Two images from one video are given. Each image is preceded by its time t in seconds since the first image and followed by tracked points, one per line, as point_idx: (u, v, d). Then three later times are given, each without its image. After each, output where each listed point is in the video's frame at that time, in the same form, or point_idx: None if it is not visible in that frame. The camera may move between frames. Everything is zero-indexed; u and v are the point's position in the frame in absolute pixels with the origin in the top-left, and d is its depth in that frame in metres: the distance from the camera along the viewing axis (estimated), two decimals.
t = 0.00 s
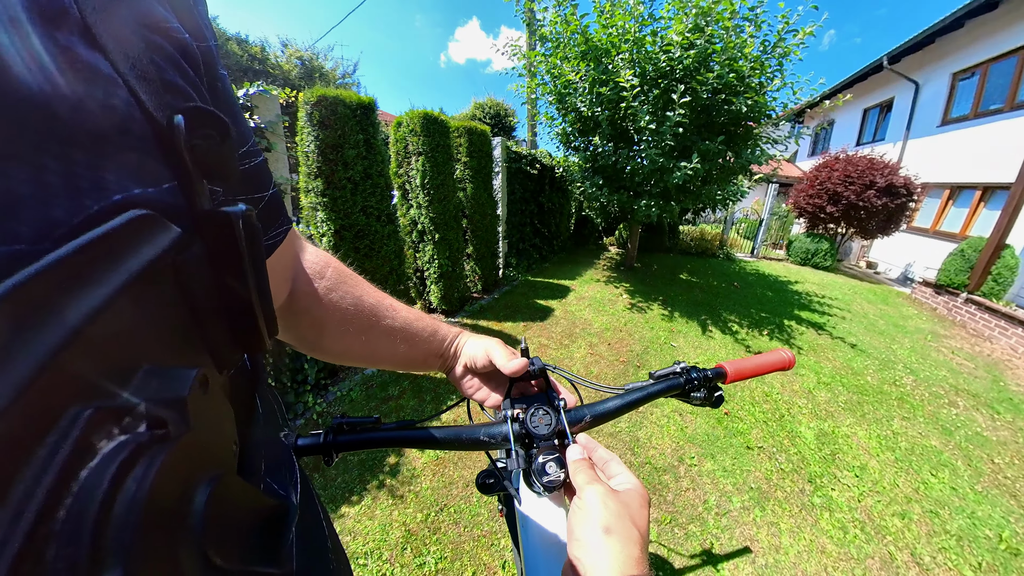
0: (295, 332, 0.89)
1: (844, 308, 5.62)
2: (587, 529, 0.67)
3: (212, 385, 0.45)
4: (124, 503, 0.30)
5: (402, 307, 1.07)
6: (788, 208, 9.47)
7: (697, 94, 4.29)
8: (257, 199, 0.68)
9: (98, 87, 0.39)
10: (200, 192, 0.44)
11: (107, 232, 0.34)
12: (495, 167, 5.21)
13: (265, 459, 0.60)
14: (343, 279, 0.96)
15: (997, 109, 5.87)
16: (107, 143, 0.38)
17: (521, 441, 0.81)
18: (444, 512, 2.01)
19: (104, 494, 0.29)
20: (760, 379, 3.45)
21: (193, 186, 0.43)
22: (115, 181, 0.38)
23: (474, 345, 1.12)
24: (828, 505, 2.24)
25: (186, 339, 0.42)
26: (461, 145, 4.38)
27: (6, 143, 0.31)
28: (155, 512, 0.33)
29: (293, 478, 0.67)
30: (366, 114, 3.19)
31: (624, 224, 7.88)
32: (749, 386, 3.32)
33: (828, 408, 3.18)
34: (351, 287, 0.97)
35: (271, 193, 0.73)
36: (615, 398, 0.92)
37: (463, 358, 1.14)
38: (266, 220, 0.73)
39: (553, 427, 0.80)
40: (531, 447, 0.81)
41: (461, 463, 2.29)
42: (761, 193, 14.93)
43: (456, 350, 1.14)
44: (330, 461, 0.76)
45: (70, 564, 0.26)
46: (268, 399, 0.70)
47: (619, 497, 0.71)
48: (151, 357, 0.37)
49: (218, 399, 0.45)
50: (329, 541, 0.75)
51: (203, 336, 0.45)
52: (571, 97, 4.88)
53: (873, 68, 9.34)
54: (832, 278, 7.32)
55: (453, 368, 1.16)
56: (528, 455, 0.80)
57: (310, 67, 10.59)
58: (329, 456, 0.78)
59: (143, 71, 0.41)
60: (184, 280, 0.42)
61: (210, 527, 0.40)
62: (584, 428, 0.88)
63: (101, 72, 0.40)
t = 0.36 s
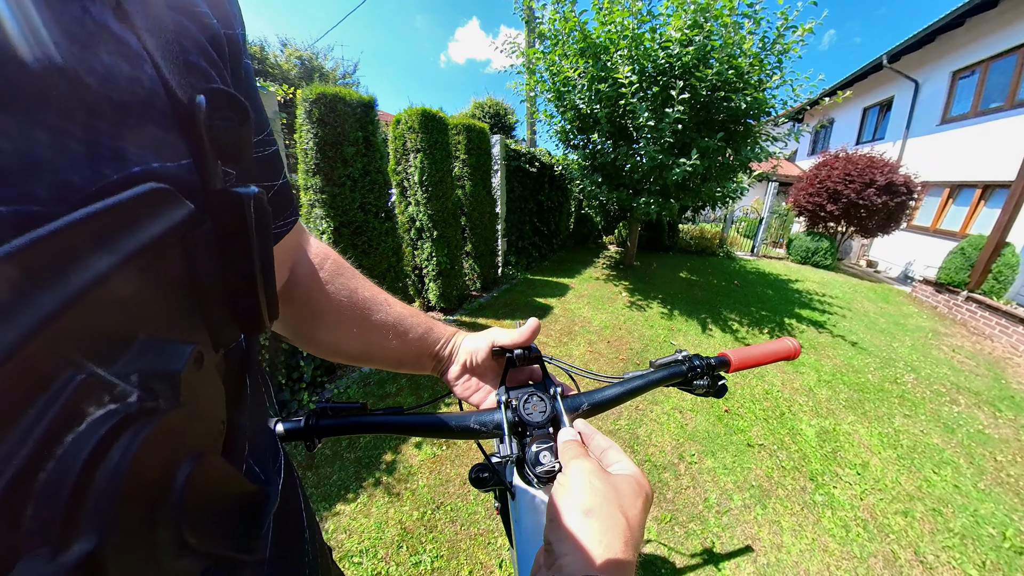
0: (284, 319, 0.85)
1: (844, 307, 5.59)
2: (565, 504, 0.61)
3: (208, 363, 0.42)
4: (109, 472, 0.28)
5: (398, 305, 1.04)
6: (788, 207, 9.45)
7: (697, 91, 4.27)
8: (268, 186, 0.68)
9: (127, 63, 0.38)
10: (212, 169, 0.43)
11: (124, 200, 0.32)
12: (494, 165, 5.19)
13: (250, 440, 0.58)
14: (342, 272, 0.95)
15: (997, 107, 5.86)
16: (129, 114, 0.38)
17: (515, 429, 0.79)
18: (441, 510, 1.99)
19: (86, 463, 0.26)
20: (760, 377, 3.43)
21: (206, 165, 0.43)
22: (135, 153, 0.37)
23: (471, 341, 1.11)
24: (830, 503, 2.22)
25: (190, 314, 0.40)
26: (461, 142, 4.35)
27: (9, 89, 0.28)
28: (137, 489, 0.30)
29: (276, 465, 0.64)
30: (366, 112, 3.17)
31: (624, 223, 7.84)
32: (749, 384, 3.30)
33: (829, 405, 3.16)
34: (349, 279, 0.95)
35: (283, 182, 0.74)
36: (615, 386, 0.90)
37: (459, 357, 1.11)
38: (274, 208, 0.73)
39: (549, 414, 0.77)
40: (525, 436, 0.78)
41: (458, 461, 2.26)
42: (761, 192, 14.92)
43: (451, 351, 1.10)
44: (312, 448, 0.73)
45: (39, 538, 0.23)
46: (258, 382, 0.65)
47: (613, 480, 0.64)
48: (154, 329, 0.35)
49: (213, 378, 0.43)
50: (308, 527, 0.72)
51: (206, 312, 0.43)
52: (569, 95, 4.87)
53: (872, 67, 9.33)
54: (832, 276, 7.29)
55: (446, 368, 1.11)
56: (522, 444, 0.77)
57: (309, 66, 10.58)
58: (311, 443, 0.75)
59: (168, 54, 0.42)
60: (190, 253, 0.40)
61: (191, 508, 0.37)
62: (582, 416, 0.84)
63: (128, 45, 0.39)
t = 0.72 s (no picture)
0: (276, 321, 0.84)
1: (845, 306, 5.58)
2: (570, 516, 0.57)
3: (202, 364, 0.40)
4: (92, 475, 0.25)
5: (391, 306, 1.02)
6: (788, 207, 9.43)
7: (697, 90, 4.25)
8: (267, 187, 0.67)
9: (129, 57, 0.37)
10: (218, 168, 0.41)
11: (125, 195, 0.30)
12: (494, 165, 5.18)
13: (243, 439, 0.57)
14: (336, 272, 0.93)
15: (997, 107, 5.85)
16: (134, 110, 0.36)
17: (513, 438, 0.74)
18: (440, 513, 1.97)
19: (72, 461, 0.24)
20: (761, 377, 3.41)
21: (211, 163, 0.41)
22: (140, 148, 0.35)
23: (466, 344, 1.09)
24: (833, 504, 2.20)
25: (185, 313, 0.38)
26: (460, 141, 4.32)
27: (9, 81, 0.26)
28: (124, 488, 0.27)
29: (269, 468, 0.63)
30: (365, 111, 3.16)
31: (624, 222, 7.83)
32: (750, 384, 3.28)
33: (831, 406, 3.14)
34: (343, 280, 0.94)
35: (283, 185, 0.72)
36: (618, 388, 0.88)
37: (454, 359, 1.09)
38: (273, 210, 0.71)
39: (549, 419, 0.73)
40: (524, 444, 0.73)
41: (458, 462, 2.24)
42: (761, 192, 14.92)
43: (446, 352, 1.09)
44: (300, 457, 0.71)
45: (18, 536, 0.21)
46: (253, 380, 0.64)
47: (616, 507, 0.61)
48: (148, 326, 0.33)
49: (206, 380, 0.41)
50: (302, 528, 0.70)
51: (202, 308, 0.41)
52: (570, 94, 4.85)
53: (872, 66, 9.32)
54: (832, 276, 7.28)
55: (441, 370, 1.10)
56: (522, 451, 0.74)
57: (308, 66, 10.57)
58: (300, 453, 0.73)
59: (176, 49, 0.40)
60: (192, 251, 0.38)
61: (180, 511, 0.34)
62: (583, 420, 0.82)
63: (133, 42, 0.37)
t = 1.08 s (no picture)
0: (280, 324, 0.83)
1: (845, 307, 5.57)
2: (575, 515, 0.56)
3: (199, 365, 0.40)
4: (88, 475, 0.24)
5: (395, 309, 1.02)
6: (788, 207, 9.42)
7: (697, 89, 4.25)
8: (271, 193, 0.67)
9: (133, 60, 0.36)
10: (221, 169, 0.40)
11: (121, 195, 0.29)
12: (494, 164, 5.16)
13: (240, 440, 0.56)
14: (340, 275, 0.93)
15: (997, 106, 5.85)
16: (136, 110, 0.36)
17: (510, 441, 0.73)
18: (439, 514, 1.96)
19: (69, 458, 0.23)
20: (762, 377, 3.41)
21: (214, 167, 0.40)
22: (142, 148, 0.35)
23: (462, 345, 1.08)
24: (834, 505, 2.19)
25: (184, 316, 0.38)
26: (460, 140, 4.30)
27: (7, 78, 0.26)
28: (124, 490, 0.26)
29: (266, 472, 0.62)
30: (366, 111, 3.15)
31: (624, 222, 7.83)
32: (751, 384, 3.28)
33: (831, 406, 3.13)
34: (348, 283, 0.94)
35: (287, 189, 0.72)
36: (618, 389, 0.86)
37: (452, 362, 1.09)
38: (277, 214, 0.71)
39: (547, 421, 0.72)
40: (521, 446, 0.72)
41: (457, 463, 2.24)
42: (761, 192, 14.91)
43: (445, 355, 1.08)
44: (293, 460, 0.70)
45: (13, 534, 0.19)
46: (251, 382, 0.64)
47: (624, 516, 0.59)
48: (144, 325, 0.31)
49: (203, 380, 0.40)
50: (300, 531, 0.70)
51: (200, 309, 0.40)
52: (569, 93, 4.84)
53: (872, 66, 9.33)
54: (832, 276, 7.28)
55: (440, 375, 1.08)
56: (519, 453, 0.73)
57: (306, 66, 10.59)
58: (292, 456, 0.72)
59: (180, 50, 0.40)
60: (191, 253, 0.37)
61: (173, 515, 0.33)
62: (582, 422, 0.81)
63: (139, 45, 0.36)
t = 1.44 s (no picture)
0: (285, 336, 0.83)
1: (844, 306, 5.57)
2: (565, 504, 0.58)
3: (207, 373, 0.40)
4: (93, 487, 0.24)
5: (399, 320, 1.03)
6: (788, 207, 9.43)
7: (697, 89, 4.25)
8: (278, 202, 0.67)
9: (142, 76, 0.36)
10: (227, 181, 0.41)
11: (129, 208, 0.30)
12: (494, 164, 5.17)
13: (248, 448, 0.57)
14: (343, 286, 0.93)
15: (997, 107, 5.86)
16: (144, 125, 0.36)
17: (511, 442, 0.73)
18: (439, 514, 1.96)
19: (77, 469, 0.23)
20: (762, 377, 3.41)
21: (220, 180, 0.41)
22: (150, 161, 0.35)
23: (464, 356, 1.08)
24: (834, 505, 2.20)
25: (191, 325, 0.38)
26: (460, 141, 4.30)
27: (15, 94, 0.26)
28: (130, 501, 0.26)
29: (271, 479, 0.62)
30: (366, 112, 3.15)
31: (624, 222, 7.84)
32: (751, 384, 3.28)
33: (831, 406, 3.14)
34: (352, 295, 0.94)
35: (291, 199, 0.72)
36: (619, 391, 0.87)
37: (455, 373, 1.08)
38: (282, 223, 0.71)
39: (548, 424, 0.71)
40: (522, 448, 0.72)
41: (457, 463, 2.24)
42: (761, 193, 14.93)
43: (448, 366, 1.08)
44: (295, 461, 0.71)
45: (23, 543, 0.20)
46: (256, 391, 0.64)
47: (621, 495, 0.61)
48: (152, 335, 0.32)
49: (210, 390, 0.40)
50: (309, 537, 0.72)
51: (209, 317, 0.41)
52: (569, 93, 4.85)
53: (872, 67, 9.33)
54: (832, 276, 7.28)
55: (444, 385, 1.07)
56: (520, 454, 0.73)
57: (306, 66, 10.60)
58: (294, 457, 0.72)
59: (189, 66, 0.40)
60: (198, 263, 0.37)
61: (180, 524, 0.33)
62: (583, 424, 0.81)
63: (147, 61, 0.37)
